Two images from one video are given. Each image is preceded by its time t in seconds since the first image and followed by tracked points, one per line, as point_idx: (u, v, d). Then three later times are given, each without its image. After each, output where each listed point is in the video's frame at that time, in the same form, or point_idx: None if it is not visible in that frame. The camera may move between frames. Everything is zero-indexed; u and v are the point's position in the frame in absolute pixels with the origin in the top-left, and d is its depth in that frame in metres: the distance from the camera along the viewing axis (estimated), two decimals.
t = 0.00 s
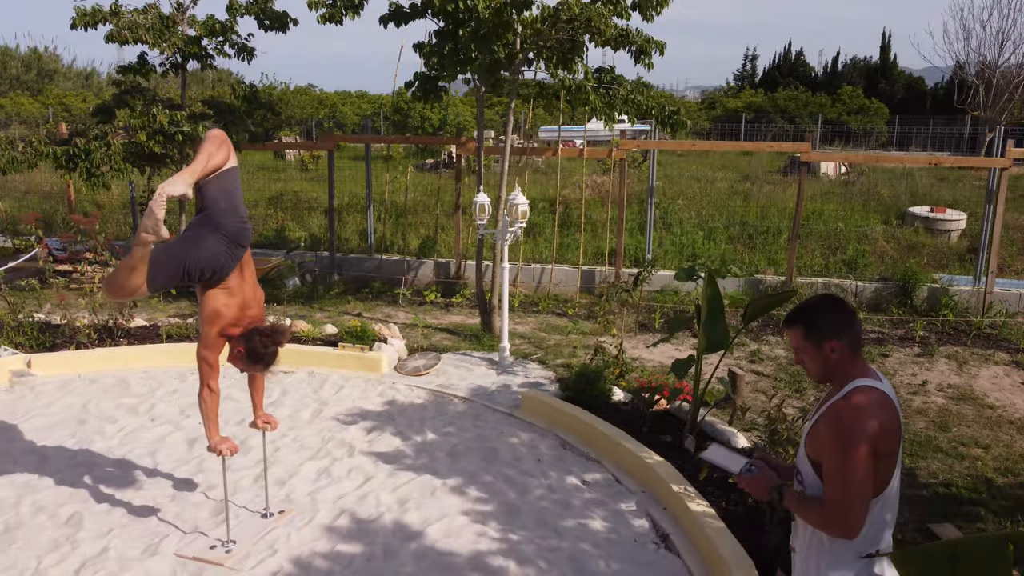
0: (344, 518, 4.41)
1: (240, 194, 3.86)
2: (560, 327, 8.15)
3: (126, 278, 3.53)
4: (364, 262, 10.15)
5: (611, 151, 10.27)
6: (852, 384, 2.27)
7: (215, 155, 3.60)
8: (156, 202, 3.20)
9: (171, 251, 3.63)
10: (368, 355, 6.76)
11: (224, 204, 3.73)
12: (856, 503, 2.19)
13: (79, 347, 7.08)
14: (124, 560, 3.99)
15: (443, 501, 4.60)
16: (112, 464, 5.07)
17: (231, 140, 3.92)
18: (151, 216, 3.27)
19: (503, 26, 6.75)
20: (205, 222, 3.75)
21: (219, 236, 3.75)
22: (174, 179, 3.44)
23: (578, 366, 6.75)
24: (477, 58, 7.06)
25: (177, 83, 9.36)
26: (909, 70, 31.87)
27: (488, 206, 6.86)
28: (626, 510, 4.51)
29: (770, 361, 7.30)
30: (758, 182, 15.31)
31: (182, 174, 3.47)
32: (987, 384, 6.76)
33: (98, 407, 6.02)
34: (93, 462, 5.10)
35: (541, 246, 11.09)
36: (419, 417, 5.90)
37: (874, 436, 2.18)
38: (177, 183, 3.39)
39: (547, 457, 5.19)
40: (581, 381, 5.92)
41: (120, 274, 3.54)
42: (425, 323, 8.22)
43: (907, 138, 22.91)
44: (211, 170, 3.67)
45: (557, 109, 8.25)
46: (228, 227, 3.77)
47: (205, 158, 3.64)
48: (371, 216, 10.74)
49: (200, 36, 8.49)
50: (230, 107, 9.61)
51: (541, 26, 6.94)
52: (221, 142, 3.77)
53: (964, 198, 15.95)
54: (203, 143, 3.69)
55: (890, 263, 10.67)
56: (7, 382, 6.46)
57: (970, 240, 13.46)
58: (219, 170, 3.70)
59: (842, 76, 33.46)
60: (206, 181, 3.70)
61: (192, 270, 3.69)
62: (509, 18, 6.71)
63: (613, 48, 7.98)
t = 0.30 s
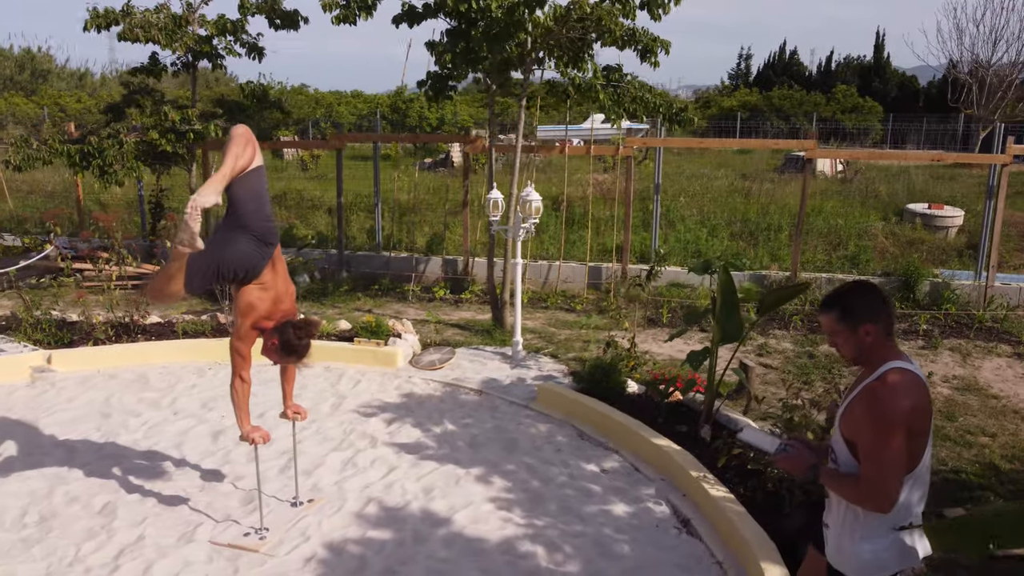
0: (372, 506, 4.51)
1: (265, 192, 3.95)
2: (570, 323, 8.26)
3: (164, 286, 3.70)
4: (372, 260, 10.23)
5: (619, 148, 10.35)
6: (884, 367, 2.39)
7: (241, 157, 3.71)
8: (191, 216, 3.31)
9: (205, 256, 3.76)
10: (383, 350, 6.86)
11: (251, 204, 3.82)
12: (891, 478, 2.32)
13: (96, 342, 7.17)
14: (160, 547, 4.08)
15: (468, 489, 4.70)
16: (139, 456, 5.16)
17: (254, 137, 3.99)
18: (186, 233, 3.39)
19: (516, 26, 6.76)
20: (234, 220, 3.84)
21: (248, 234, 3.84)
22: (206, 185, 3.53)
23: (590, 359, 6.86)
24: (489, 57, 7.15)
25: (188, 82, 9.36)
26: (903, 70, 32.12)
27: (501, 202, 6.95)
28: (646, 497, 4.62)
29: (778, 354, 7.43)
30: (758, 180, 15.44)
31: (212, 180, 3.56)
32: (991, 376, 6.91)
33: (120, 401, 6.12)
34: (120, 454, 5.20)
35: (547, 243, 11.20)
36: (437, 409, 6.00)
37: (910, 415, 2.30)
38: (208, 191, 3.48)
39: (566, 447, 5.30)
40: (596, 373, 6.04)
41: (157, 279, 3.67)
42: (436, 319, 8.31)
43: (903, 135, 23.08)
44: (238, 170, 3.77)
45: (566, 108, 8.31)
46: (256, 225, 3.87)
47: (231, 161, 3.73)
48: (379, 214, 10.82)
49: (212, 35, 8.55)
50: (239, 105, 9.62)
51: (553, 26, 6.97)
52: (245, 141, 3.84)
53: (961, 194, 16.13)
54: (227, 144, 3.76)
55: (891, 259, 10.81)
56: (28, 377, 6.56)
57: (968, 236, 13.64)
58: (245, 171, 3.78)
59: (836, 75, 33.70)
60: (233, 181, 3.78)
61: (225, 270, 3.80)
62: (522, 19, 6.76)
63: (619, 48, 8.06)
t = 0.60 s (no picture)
0: (400, 498, 4.60)
1: (296, 192, 4.05)
2: (580, 321, 8.36)
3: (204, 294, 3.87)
4: (381, 258, 10.32)
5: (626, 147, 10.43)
6: (917, 355, 2.52)
7: (272, 161, 3.81)
8: (230, 228, 3.44)
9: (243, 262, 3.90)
10: (400, 347, 6.95)
11: (283, 207, 3.93)
12: (926, 461, 2.44)
13: (114, 341, 7.25)
14: (196, 538, 4.18)
15: (493, 481, 4.80)
16: (166, 451, 5.25)
17: (281, 138, 4.07)
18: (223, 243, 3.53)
19: (528, 27, 6.85)
20: (268, 222, 3.95)
21: (282, 236, 3.95)
22: (241, 195, 3.65)
23: (603, 355, 6.96)
24: (503, 58, 7.21)
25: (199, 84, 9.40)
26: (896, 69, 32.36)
27: (515, 201, 7.05)
28: (668, 488, 4.73)
29: (786, 350, 7.55)
30: (757, 179, 15.58)
31: (247, 189, 3.67)
32: (995, 369, 7.04)
33: (141, 398, 6.20)
34: (147, 450, 5.28)
35: (553, 241, 11.29)
36: (456, 404, 6.09)
37: (945, 400, 2.42)
38: (245, 200, 3.60)
39: (585, 440, 5.40)
40: (612, 368, 6.14)
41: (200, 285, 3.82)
42: (448, 316, 8.40)
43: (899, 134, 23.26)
44: (270, 174, 3.88)
45: (575, 107, 8.39)
46: (289, 226, 3.98)
47: (263, 166, 3.83)
48: (386, 214, 10.90)
49: (224, 36, 8.62)
50: (248, 105, 9.59)
51: (565, 27, 7.05)
52: (275, 145, 3.93)
53: (958, 192, 16.30)
54: (258, 150, 3.86)
55: (892, 257, 10.96)
56: (48, 375, 6.63)
57: (966, 234, 13.80)
58: (277, 175, 3.89)
59: (829, 75, 33.92)
60: (265, 185, 3.89)
61: (262, 271, 3.92)
62: (534, 19, 6.84)
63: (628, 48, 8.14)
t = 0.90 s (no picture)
0: (429, 492, 4.68)
1: (329, 193, 4.11)
2: (592, 318, 8.45)
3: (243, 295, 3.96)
4: (391, 257, 10.39)
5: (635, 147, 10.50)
6: (956, 345, 2.62)
7: (306, 164, 3.86)
8: (269, 235, 3.53)
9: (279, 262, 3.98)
10: (418, 344, 7.02)
11: (319, 208, 4.00)
12: (962, 446, 2.54)
13: (133, 338, 7.32)
14: (233, 530, 4.25)
15: (519, 474, 4.88)
16: (194, 447, 5.32)
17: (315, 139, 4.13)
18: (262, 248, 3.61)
19: (544, 28, 6.93)
20: (303, 224, 4.02)
21: (317, 237, 4.03)
22: (278, 200, 3.72)
23: (618, 352, 7.05)
24: (519, 58, 7.27)
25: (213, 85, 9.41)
26: (891, 69, 32.55)
27: (530, 199, 7.14)
28: (692, 481, 4.82)
29: (797, 346, 7.66)
30: (759, 177, 15.69)
31: (284, 194, 3.74)
32: (1004, 364, 7.15)
33: (164, 395, 6.27)
34: (175, 446, 5.36)
35: (560, 240, 11.37)
36: (476, 399, 6.16)
37: (985, 387, 2.52)
38: (282, 206, 3.68)
39: (607, 434, 5.48)
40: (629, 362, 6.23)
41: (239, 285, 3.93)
42: (461, 314, 8.47)
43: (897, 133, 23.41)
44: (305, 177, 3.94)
45: (586, 107, 8.46)
46: (323, 227, 4.05)
47: (299, 169, 3.88)
48: (396, 213, 10.98)
49: (238, 36, 8.67)
50: (261, 106, 9.64)
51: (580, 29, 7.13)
52: (309, 147, 3.98)
53: (958, 190, 16.45)
54: (292, 153, 3.91)
55: (895, 254, 11.09)
56: (70, 373, 6.69)
57: (967, 232, 13.93)
58: (311, 178, 3.95)
59: (824, 74, 34.08)
60: (302, 187, 3.95)
61: (298, 271, 4.01)
62: (550, 20, 6.92)
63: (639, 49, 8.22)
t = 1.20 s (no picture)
0: (461, 487, 4.75)
1: (365, 193, 4.14)
2: (607, 317, 8.52)
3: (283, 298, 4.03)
4: (403, 256, 10.44)
5: (647, 146, 10.51)
6: (999, 338, 2.69)
7: (346, 170, 3.88)
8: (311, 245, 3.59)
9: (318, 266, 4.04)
10: (437, 342, 7.08)
11: (356, 211, 4.04)
12: (1005, 437, 2.62)
13: (153, 337, 7.37)
14: (270, 525, 4.31)
15: (548, 470, 4.95)
16: (224, 444, 5.38)
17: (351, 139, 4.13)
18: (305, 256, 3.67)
19: (562, 28, 7.00)
20: (341, 226, 4.06)
21: (354, 238, 4.08)
22: (320, 206, 3.76)
23: (636, 349, 7.12)
24: (537, 57, 7.32)
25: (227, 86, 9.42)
26: (889, 68, 32.69)
27: (548, 197, 7.22)
28: (718, 475, 4.89)
29: (812, 343, 7.74)
30: (764, 176, 15.77)
31: (325, 200, 3.78)
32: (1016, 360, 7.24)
33: (189, 393, 6.32)
34: (205, 443, 5.41)
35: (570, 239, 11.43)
36: (499, 396, 6.23)
37: None
38: (324, 214, 3.72)
39: (631, 430, 5.55)
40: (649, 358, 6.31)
41: (279, 287, 4.01)
42: (477, 312, 8.53)
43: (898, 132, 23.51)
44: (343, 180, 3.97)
45: (600, 106, 8.52)
46: (361, 229, 4.10)
47: (338, 174, 3.90)
48: (407, 212, 11.04)
49: (255, 37, 8.71)
50: (274, 107, 9.58)
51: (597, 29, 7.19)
52: (347, 150, 3.99)
53: (961, 188, 16.56)
54: (331, 157, 3.92)
55: (903, 252, 11.18)
56: (94, 372, 6.74)
57: (971, 229, 14.04)
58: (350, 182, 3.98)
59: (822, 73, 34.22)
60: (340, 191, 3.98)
61: (336, 272, 4.08)
62: (569, 20, 6.98)
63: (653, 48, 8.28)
